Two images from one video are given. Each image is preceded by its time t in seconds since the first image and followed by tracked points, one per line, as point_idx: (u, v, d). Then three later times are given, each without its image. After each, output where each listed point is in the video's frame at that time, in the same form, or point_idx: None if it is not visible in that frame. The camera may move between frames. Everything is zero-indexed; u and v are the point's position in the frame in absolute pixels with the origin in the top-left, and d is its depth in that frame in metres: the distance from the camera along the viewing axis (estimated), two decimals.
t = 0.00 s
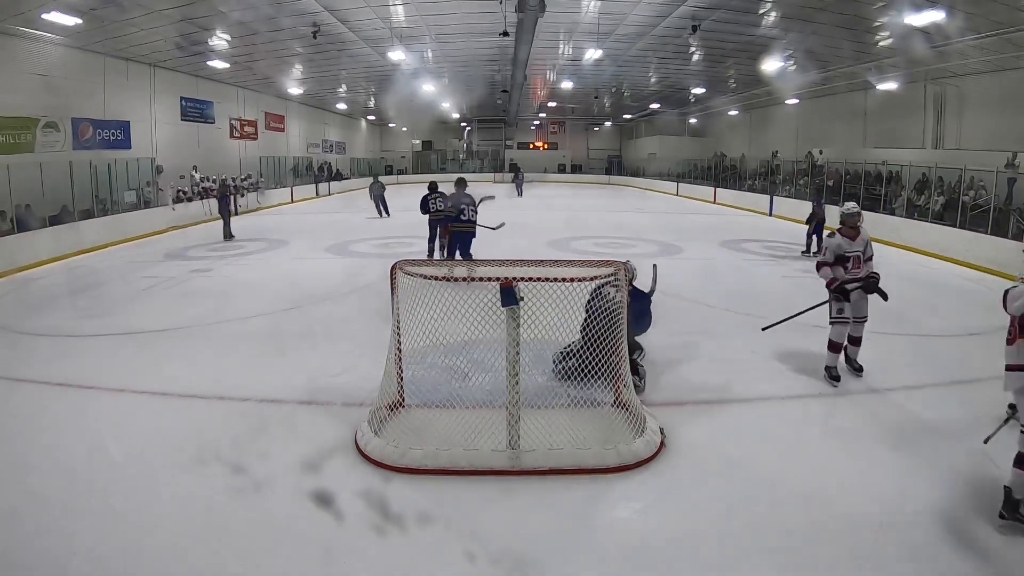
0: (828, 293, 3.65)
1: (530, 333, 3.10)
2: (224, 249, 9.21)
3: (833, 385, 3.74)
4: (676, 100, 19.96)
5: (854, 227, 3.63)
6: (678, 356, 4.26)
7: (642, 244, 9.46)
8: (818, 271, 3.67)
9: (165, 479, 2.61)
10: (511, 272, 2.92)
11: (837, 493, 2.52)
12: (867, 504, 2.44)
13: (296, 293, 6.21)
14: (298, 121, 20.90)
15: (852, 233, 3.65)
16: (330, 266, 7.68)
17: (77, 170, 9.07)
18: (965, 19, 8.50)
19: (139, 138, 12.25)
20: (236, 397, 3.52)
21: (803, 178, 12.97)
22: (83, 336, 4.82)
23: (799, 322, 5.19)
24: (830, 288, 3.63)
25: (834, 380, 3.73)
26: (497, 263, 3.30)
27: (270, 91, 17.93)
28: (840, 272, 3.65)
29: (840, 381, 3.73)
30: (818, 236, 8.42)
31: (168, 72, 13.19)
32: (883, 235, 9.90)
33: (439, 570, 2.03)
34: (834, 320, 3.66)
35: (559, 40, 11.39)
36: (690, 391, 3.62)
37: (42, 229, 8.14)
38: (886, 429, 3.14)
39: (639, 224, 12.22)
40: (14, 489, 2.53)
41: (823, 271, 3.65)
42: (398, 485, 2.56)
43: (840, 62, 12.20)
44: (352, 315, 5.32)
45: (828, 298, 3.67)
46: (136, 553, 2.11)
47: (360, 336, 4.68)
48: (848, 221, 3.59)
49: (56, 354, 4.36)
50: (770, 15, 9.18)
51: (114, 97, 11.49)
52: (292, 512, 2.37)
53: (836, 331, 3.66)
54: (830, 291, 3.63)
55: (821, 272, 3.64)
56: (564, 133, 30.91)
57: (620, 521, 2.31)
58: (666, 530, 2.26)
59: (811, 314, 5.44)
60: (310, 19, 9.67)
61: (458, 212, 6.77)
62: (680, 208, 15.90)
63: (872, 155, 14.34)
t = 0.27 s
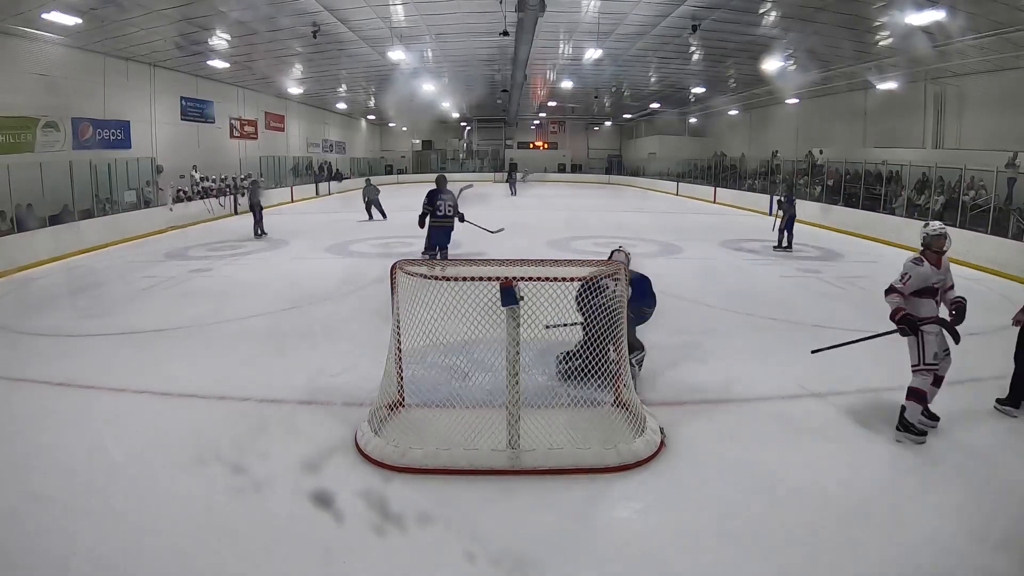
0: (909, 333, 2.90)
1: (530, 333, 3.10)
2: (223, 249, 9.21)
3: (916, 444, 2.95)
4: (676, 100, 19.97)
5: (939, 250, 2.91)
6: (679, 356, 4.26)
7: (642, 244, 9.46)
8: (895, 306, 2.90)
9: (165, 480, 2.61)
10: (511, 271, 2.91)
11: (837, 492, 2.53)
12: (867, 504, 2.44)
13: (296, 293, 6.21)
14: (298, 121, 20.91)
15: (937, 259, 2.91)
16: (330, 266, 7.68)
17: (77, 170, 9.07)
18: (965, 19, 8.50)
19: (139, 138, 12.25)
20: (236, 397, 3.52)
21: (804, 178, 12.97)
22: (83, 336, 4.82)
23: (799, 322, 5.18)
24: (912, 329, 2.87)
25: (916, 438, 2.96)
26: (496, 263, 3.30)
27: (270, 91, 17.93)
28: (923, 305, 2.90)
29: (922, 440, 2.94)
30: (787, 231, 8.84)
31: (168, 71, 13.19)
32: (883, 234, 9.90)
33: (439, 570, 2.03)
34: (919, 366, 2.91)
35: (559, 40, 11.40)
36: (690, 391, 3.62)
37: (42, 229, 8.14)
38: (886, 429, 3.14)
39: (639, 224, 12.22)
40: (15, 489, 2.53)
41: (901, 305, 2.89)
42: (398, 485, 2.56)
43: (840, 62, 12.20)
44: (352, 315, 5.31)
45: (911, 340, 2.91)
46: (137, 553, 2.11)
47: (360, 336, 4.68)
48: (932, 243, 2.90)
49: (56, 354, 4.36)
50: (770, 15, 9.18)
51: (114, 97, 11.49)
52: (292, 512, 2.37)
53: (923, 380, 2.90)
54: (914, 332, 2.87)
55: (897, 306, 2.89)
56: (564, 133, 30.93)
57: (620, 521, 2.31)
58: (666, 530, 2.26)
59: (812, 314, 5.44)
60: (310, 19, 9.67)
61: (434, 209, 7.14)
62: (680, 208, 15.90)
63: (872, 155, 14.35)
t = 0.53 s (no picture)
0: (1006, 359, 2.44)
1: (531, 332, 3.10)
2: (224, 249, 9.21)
3: (918, 444, 2.93)
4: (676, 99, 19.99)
5: None
6: (679, 355, 4.26)
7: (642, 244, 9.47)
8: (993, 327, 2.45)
9: (165, 480, 2.61)
10: (510, 271, 2.91)
11: (837, 492, 2.53)
12: (867, 504, 2.44)
13: (296, 293, 6.21)
14: (298, 121, 20.91)
15: None
16: (330, 266, 7.68)
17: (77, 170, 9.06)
18: (965, 19, 8.51)
19: (139, 138, 12.25)
20: (236, 397, 3.51)
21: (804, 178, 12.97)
22: (83, 335, 4.82)
23: (799, 322, 5.19)
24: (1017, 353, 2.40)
25: (981, 482, 2.53)
26: (496, 263, 3.30)
27: (270, 91, 17.93)
28: None
29: (990, 484, 2.53)
30: (762, 226, 9.16)
31: (168, 71, 13.19)
32: (883, 234, 9.90)
33: (439, 571, 2.03)
34: (997, 403, 2.47)
35: (559, 40, 11.41)
36: (690, 391, 3.61)
37: (42, 229, 8.14)
38: (885, 429, 3.14)
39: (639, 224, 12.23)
40: (15, 489, 2.53)
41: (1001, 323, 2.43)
42: (398, 485, 2.56)
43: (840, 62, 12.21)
44: (352, 315, 5.31)
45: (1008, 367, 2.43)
46: (136, 553, 2.11)
47: (360, 336, 4.68)
48: None
49: (56, 354, 4.36)
50: (770, 15, 9.19)
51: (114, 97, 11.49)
52: (292, 512, 2.36)
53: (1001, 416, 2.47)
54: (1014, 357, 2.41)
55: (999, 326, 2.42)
56: (564, 133, 30.94)
57: (620, 521, 2.31)
58: (666, 530, 2.26)
59: (812, 314, 5.44)
60: (310, 19, 9.67)
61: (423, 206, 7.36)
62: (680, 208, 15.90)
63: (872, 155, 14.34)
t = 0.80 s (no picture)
0: None
1: (530, 332, 3.10)
2: (223, 249, 9.20)
3: (921, 447, 2.92)
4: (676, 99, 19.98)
5: None
6: (679, 355, 4.26)
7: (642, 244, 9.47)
8: None
9: (165, 480, 2.61)
10: (510, 271, 2.92)
11: (837, 492, 2.53)
12: (867, 504, 2.44)
13: (296, 293, 6.21)
14: (298, 121, 20.92)
15: None
16: (330, 266, 7.68)
17: (77, 170, 9.06)
18: (965, 19, 8.51)
19: (139, 138, 12.25)
20: (236, 397, 3.51)
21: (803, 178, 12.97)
22: (83, 335, 4.82)
23: (800, 322, 5.18)
24: None
25: None
26: (496, 263, 3.30)
27: (270, 91, 17.93)
28: None
29: None
30: (734, 222, 9.47)
31: (168, 71, 13.19)
32: (883, 234, 9.90)
33: (440, 570, 2.03)
34: None
35: (559, 40, 11.41)
36: (691, 391, 3.61)
37: (42, 229, 8.13)
38: (885, 429, 3.14)
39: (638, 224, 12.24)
40: (15, 489, 2.53)
41: None
42: (398, 485, 2.56)
43: (840, 62, 12.21)
44: (352, 315, 5.31)
45: None
46: (137, 554, 2.11)
47: (360, 336, 4.67)
48: None
49: (57, 354, 4.36)
50: (770, 15, 9.19)
51: (114, 97, 11.49)
52: (292, 512, 2.36)
53: None
54: None
55: None
56: (564, 133, 30.95)
57: (621, 521, 2.31)
58: (667, 531, 2.26)
59: (812, 314, 5.44)
60: (310, 19, 9.68)
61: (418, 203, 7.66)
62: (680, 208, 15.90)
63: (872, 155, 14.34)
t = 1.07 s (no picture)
0: None
1: (530, 332, 3.10)
2: (223, 249, 9.20)
3: (922, 447, 2.93)
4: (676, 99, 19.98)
5: None
6: (679, 355, 4.26)
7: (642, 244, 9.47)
8: None
9: (165, 480, 2.61)
10: (510, 271, 2.92)
11: (837, 492, 2.53)
12: (867, 504, 2.44)
13: (296, 293, 6.21)
14: (298, 121, 20.91)
15: None
16: (330, 266, 7.69)
17: (78, 170, 9.07)
18: (965, 19, 8.51)
19: (139, 138, 12.26)
20: (236, 397, 3.51)
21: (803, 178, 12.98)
22: (83, 336, 4.82)
23: (800, 322, 5.18)
24: None
25: None
26: (496, 263, 3.31)
27: (269, 91, 17.93)
28: None
29: None
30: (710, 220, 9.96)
31: (168, 71, 13.19)
32: (883, 234, 9.90)
33: (440, 570, 2.03)
34: None
35: (559, 41, 11.41)
36: (691, 391, 3.61)
37: (42, 230, 8.14)
38: (885, 429, 3.14)
39: (638, 224, 12.24)
40: (15, 489, 2.54)
41: None
42: (398, 485, 2.56)
43: (840, 62, 12.21)
44: (352, 315, 5.31)
45: None
46: (137, 554, 2.11)
47: (360, 336, 4.68)
48: None
49: (57, 354, 4.36)
50: (770, 15, 9.19)
51: (114, 97, 11.49)
52: (292, 512, 2.37)
53: None
54: None
55: None
56: (564, 133, 30.95)
57: (621, 521, 2.31)
58: (666, 531, 2.26)
59: (812, 314, 5.44)
60: (310, 19, 9.69)
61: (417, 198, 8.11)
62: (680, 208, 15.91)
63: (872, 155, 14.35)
